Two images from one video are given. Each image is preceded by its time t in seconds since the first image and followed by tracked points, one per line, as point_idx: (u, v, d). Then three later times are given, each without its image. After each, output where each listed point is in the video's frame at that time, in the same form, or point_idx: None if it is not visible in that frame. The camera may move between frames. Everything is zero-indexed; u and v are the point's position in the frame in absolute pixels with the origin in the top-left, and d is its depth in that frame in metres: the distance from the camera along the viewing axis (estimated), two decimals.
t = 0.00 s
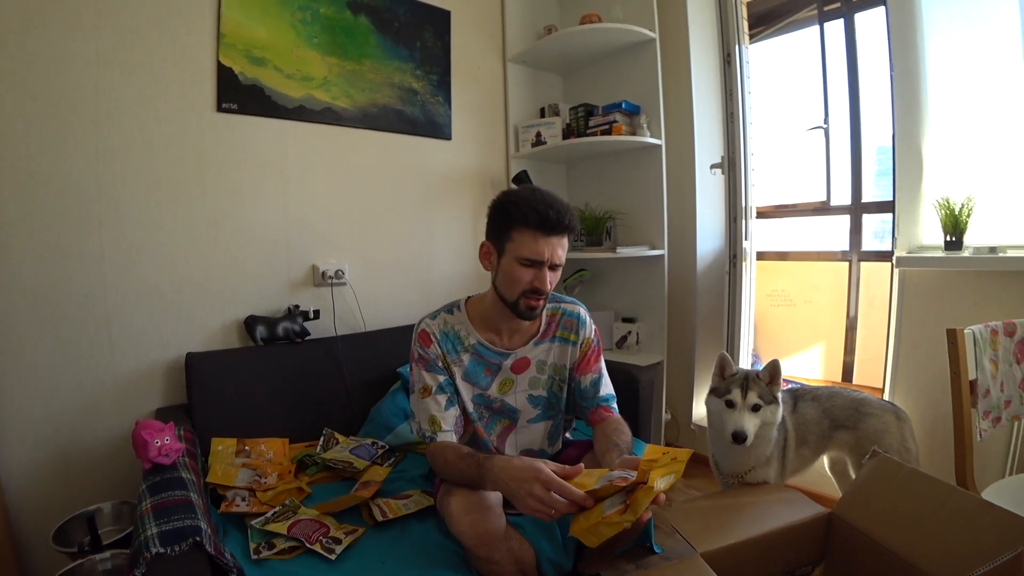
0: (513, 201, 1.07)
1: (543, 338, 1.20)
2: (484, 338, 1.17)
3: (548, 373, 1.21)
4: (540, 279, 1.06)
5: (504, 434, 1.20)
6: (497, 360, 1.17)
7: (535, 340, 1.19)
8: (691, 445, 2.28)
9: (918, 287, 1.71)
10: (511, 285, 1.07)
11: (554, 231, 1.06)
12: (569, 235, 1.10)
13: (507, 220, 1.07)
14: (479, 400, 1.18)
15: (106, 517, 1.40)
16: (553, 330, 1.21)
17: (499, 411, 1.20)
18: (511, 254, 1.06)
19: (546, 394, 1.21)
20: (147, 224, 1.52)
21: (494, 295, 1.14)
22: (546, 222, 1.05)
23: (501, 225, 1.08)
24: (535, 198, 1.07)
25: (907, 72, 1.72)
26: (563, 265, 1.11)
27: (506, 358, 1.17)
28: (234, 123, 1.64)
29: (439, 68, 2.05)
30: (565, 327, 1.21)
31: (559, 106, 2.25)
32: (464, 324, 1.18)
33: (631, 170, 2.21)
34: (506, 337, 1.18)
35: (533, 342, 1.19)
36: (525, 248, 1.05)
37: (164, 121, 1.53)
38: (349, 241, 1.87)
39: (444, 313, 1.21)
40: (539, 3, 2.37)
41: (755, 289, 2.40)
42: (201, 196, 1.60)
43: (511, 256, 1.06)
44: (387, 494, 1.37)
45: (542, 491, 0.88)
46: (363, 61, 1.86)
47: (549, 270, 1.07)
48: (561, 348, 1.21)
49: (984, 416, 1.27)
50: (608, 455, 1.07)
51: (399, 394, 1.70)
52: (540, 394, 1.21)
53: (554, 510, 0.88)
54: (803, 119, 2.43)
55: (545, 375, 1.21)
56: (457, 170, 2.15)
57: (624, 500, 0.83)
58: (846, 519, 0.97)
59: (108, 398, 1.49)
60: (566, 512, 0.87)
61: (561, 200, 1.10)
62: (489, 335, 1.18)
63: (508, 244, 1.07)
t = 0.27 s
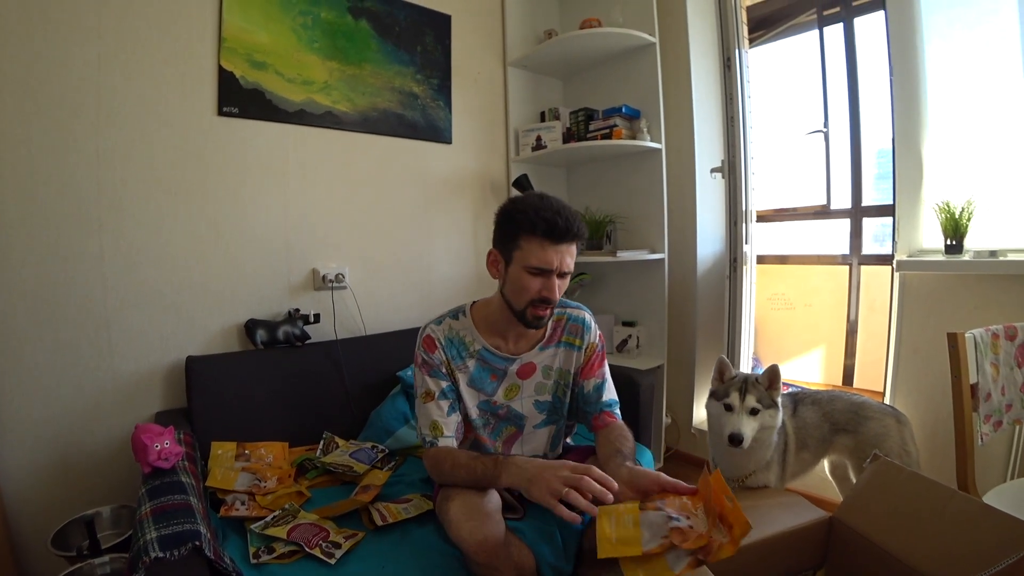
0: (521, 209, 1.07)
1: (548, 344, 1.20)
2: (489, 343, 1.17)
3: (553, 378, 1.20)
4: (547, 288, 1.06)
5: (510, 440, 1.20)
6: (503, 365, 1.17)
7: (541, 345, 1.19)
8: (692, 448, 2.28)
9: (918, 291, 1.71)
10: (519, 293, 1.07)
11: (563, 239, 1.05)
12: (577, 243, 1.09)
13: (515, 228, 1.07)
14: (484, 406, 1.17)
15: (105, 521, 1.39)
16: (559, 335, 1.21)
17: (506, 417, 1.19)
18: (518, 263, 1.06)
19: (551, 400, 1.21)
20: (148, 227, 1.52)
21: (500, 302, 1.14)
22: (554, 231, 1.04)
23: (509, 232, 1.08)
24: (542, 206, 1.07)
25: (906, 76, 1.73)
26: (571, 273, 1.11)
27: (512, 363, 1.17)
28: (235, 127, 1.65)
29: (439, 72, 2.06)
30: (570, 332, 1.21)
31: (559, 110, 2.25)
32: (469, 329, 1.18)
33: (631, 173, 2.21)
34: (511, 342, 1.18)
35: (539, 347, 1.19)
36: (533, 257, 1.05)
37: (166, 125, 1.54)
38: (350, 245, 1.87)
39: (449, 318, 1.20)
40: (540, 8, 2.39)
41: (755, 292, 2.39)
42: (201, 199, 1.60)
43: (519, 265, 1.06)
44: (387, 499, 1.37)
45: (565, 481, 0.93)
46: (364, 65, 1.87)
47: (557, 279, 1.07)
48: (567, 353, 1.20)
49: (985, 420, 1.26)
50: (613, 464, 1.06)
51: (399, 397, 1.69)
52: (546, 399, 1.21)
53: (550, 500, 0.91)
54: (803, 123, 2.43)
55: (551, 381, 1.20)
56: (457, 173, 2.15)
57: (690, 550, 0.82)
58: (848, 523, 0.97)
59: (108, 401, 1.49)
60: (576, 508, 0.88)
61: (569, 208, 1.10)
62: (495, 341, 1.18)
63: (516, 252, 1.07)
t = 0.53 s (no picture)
0: (516, 211, 1.07)
1: (553, 343, 1.19)
2: (493, 343, 1.17)
3: (557, 377, 1.20)
4: (545, 289, 1.06)
5: (515, 439, 1.19)
6: (508, 364, 1.17)
7: (546, 344, 1.18)
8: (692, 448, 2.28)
9: (917, 289, 1.71)
10: (517, 295, 1.07)
11: (558, 240, 1.05)
12: (574, 244, 1.09)
13: (510, 230, 1.07)
14: (490, 405, 1.17)
15: (104, 522, 1.39)
16: (563, 334, 1.21)
17: (510, 416, 1.19)
18: (515, 265, 1.07)
19: (556, 399, 1.21)
20: (146, 227, 1.52)
21: (500, 302, 1.14)
22: (549, 232, 1.04)
23: (505, 235, 1.08)
24: (538, 208, 1.07)
25: (905, 74, 1.73)
26: (569, 273, 1.11)
27: (517, 362, 1.17)
28: (233, 127, 1.65)
29: (438, 73, 2.06)
30: (574, 331, 1.21)
31: (557, 110, 2.26)
32: (474, 329, 1.18)
33: (630, 173, 2.21)
34: (515, 342, 1.17)
35: (543, 346, 1.18)
36: (530, 259, 1.05)
37: (164, 126, 1.54)
38: (349, 245, 1.88)
39: (454, 318, 1.20)
40: (538, 8, 2.39)
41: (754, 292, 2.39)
42: (200, 200, 1.60)
43: (515, 267, 1.07)
44: (387, 499, 1.36)
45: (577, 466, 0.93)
46: (362, 65, 1.87)
47: (554, 279, 1.07)
48: (571, 352, 1.20)
49: (984, 418, 1.26)
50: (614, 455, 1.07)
51: (399, 397, 1.69)
52: (551, 399, 1.21)
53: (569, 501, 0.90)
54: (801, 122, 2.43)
55: (555, 380, 1.20)
56: (456, 173, 2.15)
57: (689, 516, 0.85)
58: (848, 521, 0.97)
59: (107, 402, 1.49)
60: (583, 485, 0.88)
61: (565, 208, 1.09)
62: (498, 340, 1.17)
63: (513, 254, 1.07)
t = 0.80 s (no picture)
0: (501, 204, 1.08)
1: (552, 342, 1.19)
2: (493, 340, 1.17)
3: (557, 377, 1.20)
4: (537, 278, 1.06)
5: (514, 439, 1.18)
6: (507, 362, 1.17)
7: (544, 343, 1.18)
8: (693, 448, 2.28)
9: (916, 289, 1.71)
10: (510, 287, 1.08)
11: (545, 229, 1.06)
12: (562, 232, 1.09)
13: (498, 224, 1.08)
14: (490, 404, 1.17)
15: (104, 523, 1.39)
16: (561, 334, 1.21)
17: (510, 415, 1.19)
18: (505, 257, 1.07)
19: (556, 399, 1.19)
20: (146, 228, 1.52)
21: (496, 297, 1.15)
22: (535, 221, 1.05)
23: (493, 230, 1.10)
24: (523, 199, 1.08)
25: (904, 74, 1.73)
26: (560, 261, 1.11)
27: (516, 360, 1.17)
28: (233, 128, 1.65)
29: (437, 73, 2.06)
30: (573, 332, 1.21)
31: (557, 111, 2.26)
32: (473, 328, 1.18)
33: (630, 173, 2.21)
34: (515, 337, 1.18)
35: (542, 345, 1.18)
36: (519, 250, 1.05)
37: (163, 127, 1.54)
38: (349, 246, 1.88)
39: (453, 319, 1.21)
40: (537, 8, 2.39)
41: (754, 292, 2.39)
42: (200, 201, 1.60)
43: (506, 259, 1.07)
44: (387, 499, 1.36)
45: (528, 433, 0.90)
46: (362, 66, 1.87)
47: (545, 268, 1.07)
48: (572, 352, 1.20)
49: (985, 417, 1.26)
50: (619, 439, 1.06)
51: (399, 398, 1.69)
52: (551, 398, 1.20)
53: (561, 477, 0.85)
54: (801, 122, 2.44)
55: (555, 379, 1.19)
56: (456, 174, 2.15)
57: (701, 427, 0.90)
58: (849, 521, 0.97)
59: (107, 404, 1.49)
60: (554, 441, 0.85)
61: (551, 199, 1.10)
62: (498, 336, 1.18)
63: (501, 248, 1.08)
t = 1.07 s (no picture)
0: (472, 202, 1.12)
1: (547, 341, 1.19)
2: (489, 338, 1.17)
3: (553, 376, 1.18)
4: (506, 262, 1.05)
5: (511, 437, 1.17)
6: (502, 360, 1.16)
7: (539, 342, 1.18)
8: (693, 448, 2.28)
9: (917, 288, 1.71)
10: (485, 275, 1.08)
11: (509, 214, 1.06)
12: (531, 216, 1.09)
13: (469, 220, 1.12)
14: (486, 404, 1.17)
15: (105, 524, 1.39)
16: (556, 334, 1.20)
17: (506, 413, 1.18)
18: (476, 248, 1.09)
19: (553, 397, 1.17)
20: (147, 229, 1.52)
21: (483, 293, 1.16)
22: (496, 206, 1.07)
23: (468, 227, 1.13)
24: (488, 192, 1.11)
25: (904, 75, 1.73)
26: (535, 245, 1.09)
27: (511, 358, 1.16)
28: (233, 129, 1.65)
29: (437, 74, 2.06)
30: (568, 332, 1.20)
31: (557, 111, 2.26)
32: (468, 326, 1.18)
33: (630, 174, 2.21)
34: (508, 331, 1.17)
35: (537, 343, 1.18)
36: (483, 237, 1.07)
37: (164, 128, 1.54)
38: (349, 247, 1.88)
39: (449, 317, 1.20)
40: (537, 9, 2.39)
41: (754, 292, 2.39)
42: (200, 202, 1.60)
43: (478, 249, 1.09)
44: (388, 500, 1.36)
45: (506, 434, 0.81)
46: (362, 67, 1.87)
47: (513, 250, 1.06)
48: (567, 352, 1.19)
49: (986, 417, 1.26)
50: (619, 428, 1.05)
51: (399, 399, 1.69)
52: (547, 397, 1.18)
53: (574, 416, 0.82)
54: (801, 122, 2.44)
55: (551, 379, 1.18)
56: (456, 175, 2.15)
57: (698, 444, 0.86)
58: (849, 521, 0.97)
59: (108, 404, 1.49)
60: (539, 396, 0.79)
61: (519, 188, 1.12)
62: (492, 333, 1.18)
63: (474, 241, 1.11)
